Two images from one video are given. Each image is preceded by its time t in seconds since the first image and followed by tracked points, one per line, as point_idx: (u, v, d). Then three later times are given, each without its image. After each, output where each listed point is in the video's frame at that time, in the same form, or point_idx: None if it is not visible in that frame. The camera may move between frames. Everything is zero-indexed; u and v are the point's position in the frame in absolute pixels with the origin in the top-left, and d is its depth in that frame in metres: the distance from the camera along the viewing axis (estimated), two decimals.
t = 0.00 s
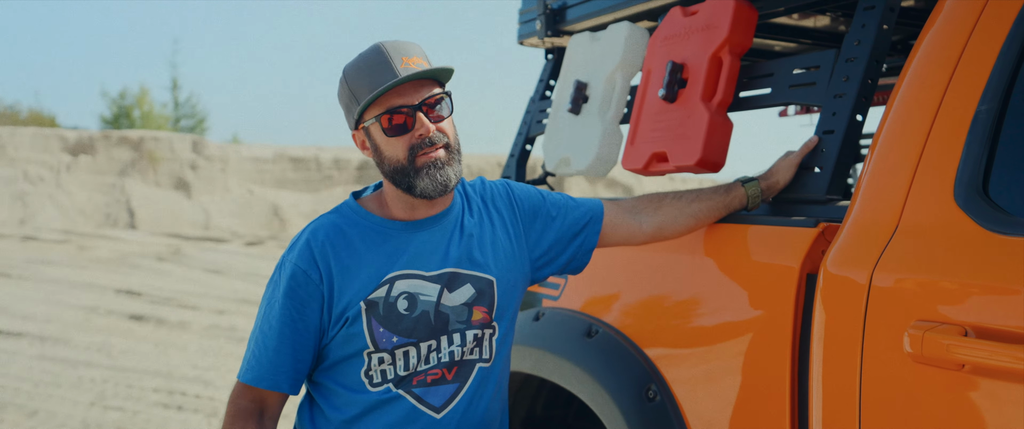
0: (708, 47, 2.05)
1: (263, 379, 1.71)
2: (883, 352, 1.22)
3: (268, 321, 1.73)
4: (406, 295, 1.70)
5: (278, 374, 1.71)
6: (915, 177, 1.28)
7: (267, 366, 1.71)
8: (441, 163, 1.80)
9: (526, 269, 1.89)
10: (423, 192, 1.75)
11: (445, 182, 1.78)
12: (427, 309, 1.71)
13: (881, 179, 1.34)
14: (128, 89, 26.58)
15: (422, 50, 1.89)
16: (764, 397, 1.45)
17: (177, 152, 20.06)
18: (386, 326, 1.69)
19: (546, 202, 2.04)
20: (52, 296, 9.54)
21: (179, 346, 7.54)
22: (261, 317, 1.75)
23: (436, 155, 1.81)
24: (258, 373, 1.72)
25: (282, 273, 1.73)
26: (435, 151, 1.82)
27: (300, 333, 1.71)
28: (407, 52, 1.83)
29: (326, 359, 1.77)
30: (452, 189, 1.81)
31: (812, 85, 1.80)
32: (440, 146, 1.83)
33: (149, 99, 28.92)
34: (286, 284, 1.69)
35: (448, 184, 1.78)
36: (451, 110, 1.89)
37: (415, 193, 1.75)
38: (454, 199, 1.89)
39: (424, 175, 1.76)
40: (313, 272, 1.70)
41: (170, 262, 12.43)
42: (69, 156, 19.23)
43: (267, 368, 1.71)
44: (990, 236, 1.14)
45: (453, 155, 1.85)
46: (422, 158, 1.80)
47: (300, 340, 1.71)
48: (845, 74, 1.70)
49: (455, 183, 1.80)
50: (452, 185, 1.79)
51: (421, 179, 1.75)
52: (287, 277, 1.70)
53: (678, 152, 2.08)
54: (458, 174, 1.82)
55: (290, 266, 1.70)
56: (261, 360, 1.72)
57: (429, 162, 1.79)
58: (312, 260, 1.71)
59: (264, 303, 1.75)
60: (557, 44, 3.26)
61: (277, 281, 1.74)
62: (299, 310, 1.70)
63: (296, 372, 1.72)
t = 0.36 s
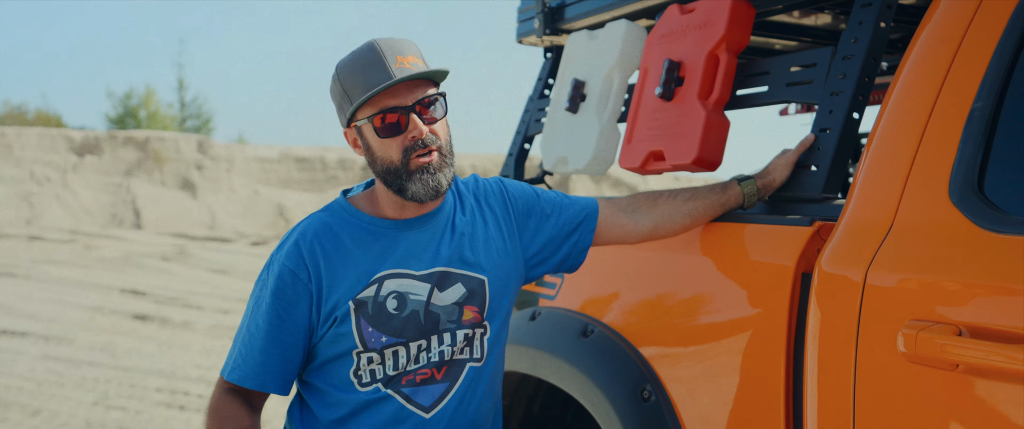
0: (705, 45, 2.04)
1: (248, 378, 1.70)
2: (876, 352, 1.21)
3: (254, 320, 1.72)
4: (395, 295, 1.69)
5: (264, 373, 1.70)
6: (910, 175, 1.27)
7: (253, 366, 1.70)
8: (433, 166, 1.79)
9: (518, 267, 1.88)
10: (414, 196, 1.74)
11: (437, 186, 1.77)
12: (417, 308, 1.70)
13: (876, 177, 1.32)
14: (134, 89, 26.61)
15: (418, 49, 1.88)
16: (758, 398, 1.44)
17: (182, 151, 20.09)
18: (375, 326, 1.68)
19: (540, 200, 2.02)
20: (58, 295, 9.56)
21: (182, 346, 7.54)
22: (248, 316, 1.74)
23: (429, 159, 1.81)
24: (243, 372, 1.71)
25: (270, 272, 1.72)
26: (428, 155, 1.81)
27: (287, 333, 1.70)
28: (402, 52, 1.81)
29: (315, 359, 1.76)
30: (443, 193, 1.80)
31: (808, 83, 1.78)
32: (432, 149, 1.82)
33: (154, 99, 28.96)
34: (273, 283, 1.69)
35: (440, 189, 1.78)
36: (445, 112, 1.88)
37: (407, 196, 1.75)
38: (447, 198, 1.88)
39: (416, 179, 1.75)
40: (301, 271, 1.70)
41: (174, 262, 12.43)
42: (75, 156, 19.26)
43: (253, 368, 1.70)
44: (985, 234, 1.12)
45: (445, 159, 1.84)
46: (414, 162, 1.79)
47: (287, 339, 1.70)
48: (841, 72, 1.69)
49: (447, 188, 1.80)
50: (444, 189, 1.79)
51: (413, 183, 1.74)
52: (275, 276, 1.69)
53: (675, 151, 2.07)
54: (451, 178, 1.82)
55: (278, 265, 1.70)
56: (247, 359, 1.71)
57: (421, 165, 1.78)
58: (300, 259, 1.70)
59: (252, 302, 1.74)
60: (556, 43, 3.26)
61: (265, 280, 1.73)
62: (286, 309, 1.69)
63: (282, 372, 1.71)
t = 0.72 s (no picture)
0: (703, 43, 2.03)
1: (231, 374, 1.69)
2: (872, 352, 1.20)
3: (241, 316, 1.71)
4: (390, 295, 1.68)
5: (249, 370, 1.69)
6: (907, 172, 1.26)
7: (237, 362, 1.69)
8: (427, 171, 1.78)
9: (513, 266, 1.87)
10: (407, 200, 1.73)
11: (429, 191, 1.75)
12: (412, 308, 1.69)
13: (874, 175, 1.31)
14: (139, 89, 26.63)
15: (413, 50, 1.86)
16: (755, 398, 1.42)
17: (186, 151, 20.11)
18: (370, 326, 1.67)
19: (535, 198, 2.01)
20: (62, 295, 9.57)
21: (185, 346, 7.53)
22: (235, 312, 1.72)
23: (422, 164, 1.79)
24: (226, 368, 1.69)
25: (261, 269, 1.71)
26: (421, 160, 1.80)
27: (273, 331, 1.68)
28: (397, 54, 1.80)
29: (302, 356, 1.76)
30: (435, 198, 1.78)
31: (807, 81, 1.77)
32: (425, 155, 1.81)
33: (157, 98, 28.99)
34: (263, 280, 1.68)
35: (433, 194, 1.76)
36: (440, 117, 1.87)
37: (398, 200, 1.73)
38: (442, 197, 1.87)
39: (409, 183, 1.74)
40: (292, 270, 1.68)
41: (177, 261, 12.44)
42: (79, 156, 19.27)
43: (237, 364, 1.69)
44: (982, 233, 1.11)
45: (438, 164, 1.83)
46: (408, 166, 1.78)
47: (274, 337, 1.69)
48: (839, 69, 1.67)
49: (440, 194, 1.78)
50: (437, 195, 1.77)
51: (405, 186, 1.72)
52: (265, 273, 1.68)
53: (673, 149, 2.06)
54: (444, 184, 1.80)
55: (269, 262, 1.68)
56: (231, 355, 1.70)
57: (414, 170, 1.77)
58: (291, 257, 1.68)
59: (241, 298, 1.73)
60: (555, 41, 3.24)
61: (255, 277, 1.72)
62: (274, 307, 1.67)
63: (269, 370, 1.70)
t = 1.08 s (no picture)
0: (703, 41, 2.02)
1: (246, 381, 1.70)
2: (872, 351, 1.19)
3: (250, 323, 1.72)
4: (385, 295, 1.68)
5: (265, 377, 1.71)
6: (908, 171, 1.25)
7: (254, 370, 1.70)
8: (425, 171, 1.77)
9: (514, 267, 1.87)
10: (403, 200, 1.72)
11: (426, 191, 1.75)
12: (408, 308, 1.68)
13: (874, 173, 1.31)
14: (139, 90, 26.62)
15: (416, 49, 1.86)
16: (754, 398, 1.42)
17: (185, 151, 20.11)
18: (365, 326, 1.67)
19: (534, 198, 2.01)
20: (62, 295, 9.57)
21: (184, 346, 7.53)
22: (240, 320, 1.72)
23: (420, 164, 1.78)
24: (241, 375, 1.70)
25: (261, 275, 1.71)
26: (420, 160, 1.79)
27: (283, 335, 1.70)
28: (399, 52, 1.80)
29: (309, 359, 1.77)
30: (433, 198, 1.78)
31: (806, 80, 1.77)
32: (424, 155, 1.80)
33: (157, 99, 28.99)
34: (267, 287, 1.69)
35: (430, 195, 1.76)
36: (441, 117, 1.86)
37: (395, 199, 1.73)
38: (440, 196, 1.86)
39: (406, 183, 1.73)
40: (293, 274, 1.69)
41: (177, 261, 12.43)
42: (78, 156, 19.25)
43: (253, 371, 1.70)
44: (983, 231, 1.11)
45: (437, 164, 1.82)
46: (405, 166, 1.77)
47: (285, 341, 1.70)
48: (839, 68, 1.67)
49: (437, 194, 1.78)
50: (434, 195, 1.77)
51: (402, 186, 1.72)
52: (267, 280, 1.69)
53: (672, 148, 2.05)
54: (442, 184, 1.80)
55: (269, 269, 1.69)
56: (243, 362, 1.71)
57: (412, 170, 1.76)
58: (291, 262, 1.69)
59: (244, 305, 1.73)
60: (554, 41, 3.25)
61: (256, 283, 1.72)
62: (281, 312, 1.69)
63: (279, 375, 1.71)
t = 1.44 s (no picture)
0: (705, 43, 2.03)
1: (246, 379, 1.70)
2: (876, 352, 1.20)
3: (250, 320, 1.72)
4: (391, 295, 1.68)
5: (260, 376, 1.70)
6: (912, 173, 1.26)
7: (250, 367, 1.70)
8: (417, 163, 1.77)
9: (518, 267, 1.87)
10: (393, 192, 1.73)
11: (416, 183, 1.73)
12: (414, 309, 1.68)
13: (877, 174, 1.31)
14: (134, 89, 26.58)
15: (420, 45, 1.85)
16: (758, 399, 1.42)
17: (180, 151, 20.08)
18: (371, 327, 1.67)
19: (539, 199, 2.00)
20: (57, 295, 9.55)
21: (180, 347, 7.53)
22: (242, 316, 1.72)
23: (411, 156, 1.78)
24: (237, 373, 1.70)
25: (265, 272, 1.71)
26: (412, 152, 1.79)
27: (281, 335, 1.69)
28: (399, 47, 1.80)
29: (309, 360, 1.76)
30: (427, 192, 1.76)
31: (809, 81, 1.77)
32: (417, 147, 1.80)
33: (152, 99, 28.94)
34: (269, 285, 1.68)
35: (422, 186, 1.74)
36: (438, 110, 1.86)
37: (386, 191, 1.74)
38: (445, 196, 1.86)
39: (395, 174, 1.74)
40: (297, 272, 1.69)
41: (172, 262, 12.42)
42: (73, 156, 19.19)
43: (249, 369, 1.70)
44: (987, 233, 1.11)
45: (431, 157, 1.81)
46: (397, 157, 1.78)
47: (285, 341, 1.70)
48: (842, 69, 1.67)
49: (431, 186, 1.76)
50: (427, 187, 1.75)
51: (391, 178, 1.73)
52: (270, 277, 1.69)
53: (674, 148, 2.06)
54: (436, 176, 1.78)
55: (273, 265, 1.69)
56: (241, 359, 1.71)
57: (403, 161, 1.77)
58: (295, 260, 1.69)
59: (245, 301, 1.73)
60: (554, 42, 3.25)
61: (260, 281, 1.72)
62: (282, 311, 1.68)
63: (279, 374, 1.71)
